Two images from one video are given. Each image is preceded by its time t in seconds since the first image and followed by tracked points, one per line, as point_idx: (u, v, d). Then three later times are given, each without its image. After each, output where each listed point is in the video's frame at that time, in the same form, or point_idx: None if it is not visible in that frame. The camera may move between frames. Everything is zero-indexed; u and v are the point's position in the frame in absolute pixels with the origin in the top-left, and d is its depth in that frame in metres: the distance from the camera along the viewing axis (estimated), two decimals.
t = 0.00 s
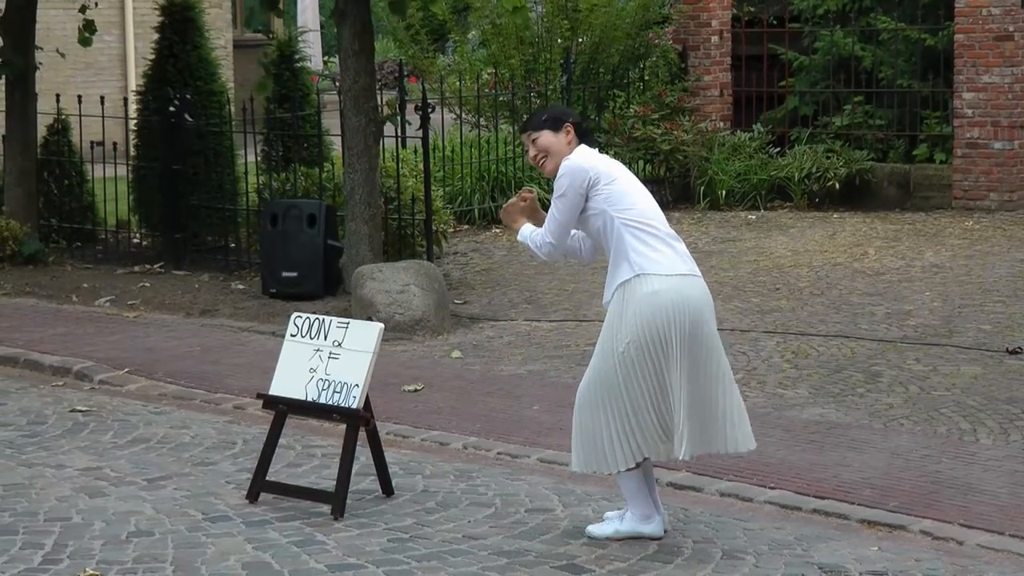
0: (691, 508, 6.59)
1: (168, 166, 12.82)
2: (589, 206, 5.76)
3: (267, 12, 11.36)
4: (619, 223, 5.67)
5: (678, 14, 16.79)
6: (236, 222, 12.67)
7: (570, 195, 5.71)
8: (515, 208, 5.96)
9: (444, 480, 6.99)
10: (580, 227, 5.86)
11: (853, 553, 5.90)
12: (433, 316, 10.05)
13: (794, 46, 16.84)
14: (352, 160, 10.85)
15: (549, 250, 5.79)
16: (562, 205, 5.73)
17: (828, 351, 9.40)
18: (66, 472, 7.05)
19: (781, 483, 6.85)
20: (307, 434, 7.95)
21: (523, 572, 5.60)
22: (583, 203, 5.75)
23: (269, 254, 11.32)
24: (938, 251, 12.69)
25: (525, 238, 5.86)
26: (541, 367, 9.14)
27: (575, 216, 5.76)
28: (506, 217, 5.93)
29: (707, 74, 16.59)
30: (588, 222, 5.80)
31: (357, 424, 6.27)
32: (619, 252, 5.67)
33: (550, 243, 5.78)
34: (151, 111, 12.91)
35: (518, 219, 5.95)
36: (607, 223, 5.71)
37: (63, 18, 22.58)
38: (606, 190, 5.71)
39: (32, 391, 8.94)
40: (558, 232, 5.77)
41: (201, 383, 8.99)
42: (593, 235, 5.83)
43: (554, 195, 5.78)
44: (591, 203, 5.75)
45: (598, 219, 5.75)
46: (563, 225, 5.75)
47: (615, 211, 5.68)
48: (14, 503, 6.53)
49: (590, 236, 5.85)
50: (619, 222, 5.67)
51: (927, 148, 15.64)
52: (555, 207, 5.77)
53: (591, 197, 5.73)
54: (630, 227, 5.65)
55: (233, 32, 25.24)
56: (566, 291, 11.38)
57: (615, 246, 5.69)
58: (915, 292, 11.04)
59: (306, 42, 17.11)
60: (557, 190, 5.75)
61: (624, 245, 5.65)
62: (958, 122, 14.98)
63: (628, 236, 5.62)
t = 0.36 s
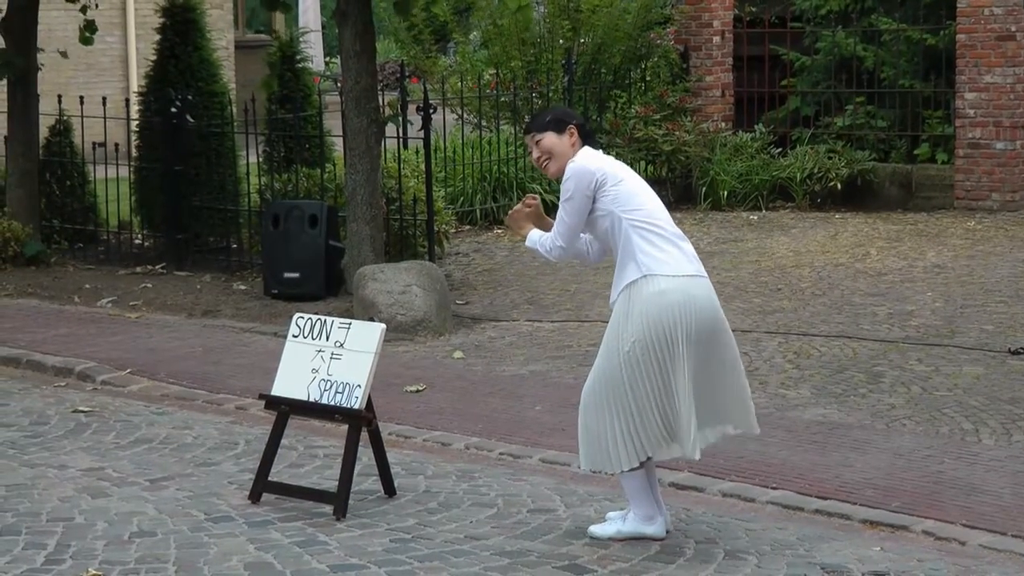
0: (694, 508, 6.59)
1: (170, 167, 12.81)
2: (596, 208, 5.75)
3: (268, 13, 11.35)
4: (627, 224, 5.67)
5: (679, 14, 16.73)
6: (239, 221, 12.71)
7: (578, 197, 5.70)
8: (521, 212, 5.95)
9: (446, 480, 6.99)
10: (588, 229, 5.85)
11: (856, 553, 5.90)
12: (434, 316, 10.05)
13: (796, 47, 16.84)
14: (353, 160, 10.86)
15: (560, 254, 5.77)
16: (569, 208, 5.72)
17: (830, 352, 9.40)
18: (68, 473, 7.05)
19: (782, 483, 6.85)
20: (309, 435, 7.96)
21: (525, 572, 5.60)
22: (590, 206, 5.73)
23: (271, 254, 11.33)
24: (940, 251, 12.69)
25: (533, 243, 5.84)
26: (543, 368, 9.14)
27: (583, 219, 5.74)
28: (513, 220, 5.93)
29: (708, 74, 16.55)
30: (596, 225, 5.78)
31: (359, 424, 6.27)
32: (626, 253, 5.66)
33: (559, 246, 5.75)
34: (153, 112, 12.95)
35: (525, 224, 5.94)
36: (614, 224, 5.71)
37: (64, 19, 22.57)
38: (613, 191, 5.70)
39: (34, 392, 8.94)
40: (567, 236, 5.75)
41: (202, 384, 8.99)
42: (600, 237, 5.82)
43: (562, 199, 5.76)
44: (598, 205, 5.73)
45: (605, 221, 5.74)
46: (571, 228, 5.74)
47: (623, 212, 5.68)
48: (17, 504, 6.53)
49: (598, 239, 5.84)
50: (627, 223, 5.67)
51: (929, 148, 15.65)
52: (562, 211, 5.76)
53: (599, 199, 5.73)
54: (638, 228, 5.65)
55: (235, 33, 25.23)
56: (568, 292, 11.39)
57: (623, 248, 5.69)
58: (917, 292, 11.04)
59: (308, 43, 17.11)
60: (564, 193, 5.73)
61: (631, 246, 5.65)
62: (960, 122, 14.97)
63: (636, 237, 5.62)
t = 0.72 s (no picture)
0: (697, 509, 6.58)
1: (173, 167, 12.79)
2: (627, 198, 5.72)
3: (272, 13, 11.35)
4: (663, 212, 5.70)
5: (683, 14, 16.70)
6: (242, 221, 12.72)
7: (616, 186, 5.65)
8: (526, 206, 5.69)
9: (450, 480, 6.99)
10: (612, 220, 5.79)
11: (859, 554, 5.89)
12: (438, 316, 10.05)
13: (800, 47, 16.85)
14: (357, 160, 10.86)
15: (593, 244, 5.68)
16: (607, 197, 5.65)
17: (833, 352, 9.40)
18: (71, 473, 7.05)
19: (786, 483, 6.85)
20: (312, 435, 7.95)
21: (529, 572, 5.60)
22: (625, 195, 5.70)
23: (275, 254, 11.33)
24: (944, 252, 12.68)
25: (554, 236, 5.70)
26: (547, 368, 9.14)
27: (618, 208, 5.70)
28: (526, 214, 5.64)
29: (712, 75, 16.55)
30: (626, 216, 5.75)
31: (362, 424, 6.27)
32: (663, 241, 5.69)
33: (595, 236, 5.67)
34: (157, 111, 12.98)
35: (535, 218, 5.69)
36: (648, 212, 5.71)
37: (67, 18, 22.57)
38: (647, 181, 5.72)
39: (37, 391, 8.95)
40: (602, 225, 5.68)
41: (206, 384, 8.99)
42: (625, 228, 5.78)
43: (595, 188, 5.68)
44: (632, 194, 5.71)
45: (638, 210, 5.72)
46: (609, 216, 5.67)
47: (660, 201, 5.70)
48: (20, 503, 6.53)
49: (623, 230, 5.79)
50: (664, 211, 5.70)
51: (933, 148, 15.66)
52: (596, 200, 5.68)
53: (632, 188, 5.71)
54: (675, 215, 5.70)
55: (238, 33, 25.23)
56: (571, 292, 11.39)
57: (659, 237, 5.70)
58: (921, 293, 11.04)
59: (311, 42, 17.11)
60: (599, 183, 5.67)
61: (670, 233, 5.68)
62: (963, 122, 14.96)
63: (676, 225, 5.67)
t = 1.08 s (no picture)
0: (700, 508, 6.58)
1: (177, 168, 12.85)
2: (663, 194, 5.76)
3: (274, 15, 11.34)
4: (698, 207, 5.79)
5: (685, 14, 16.68)
6: (245, 222, 12.72)
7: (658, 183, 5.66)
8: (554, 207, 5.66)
9: (453, 481, 6.98)
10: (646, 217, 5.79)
11: (862, 553, 5.89)
12: (441, 317, 10.05)
13: (802, 47, 16.84)
14: (360, 161, 10.86)
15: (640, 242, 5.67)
16: (649, 195, 5.65)
17: (837, 352, 9.39)
18: (74, 474, 7.05)
19: (789, 483, 6.84)
20: (315, 435, 7.95)
21: (533, 572, 5.59)
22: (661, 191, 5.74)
23: (278, 255, 11.32)
24: (947, 251, 12.66)
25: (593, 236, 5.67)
26: (550, 368, 9.13)
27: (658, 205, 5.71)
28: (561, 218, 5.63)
29: (714, 75, 16.54)
30: (663, 212, 5.77)
31: (365, 425, 6.28)
32: (701, 237, 5.79)
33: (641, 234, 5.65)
34: (160, 113, 13.03)
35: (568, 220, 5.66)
36: (683, 208, 5.78)
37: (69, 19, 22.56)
38: (679, 177, 5.79)
39: (40, 393, 8.95)
40: (648, 223, 5.67)
41: (209, 385, 9.00)
42: (659, 224, 5.80)
43: (635, 185, 5.67)
44: (667, 190, 5.76)
45: (673, 206, 5.77)
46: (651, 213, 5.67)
47: (694, 197, 5.79)
48: (24, 505, 6.53)
49: (656, 226, 5.81)
50: (699, 207, 5.79)
51: (935, 148, 15.65)
52: (636, 198, 5.67)
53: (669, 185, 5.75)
54: (708, 211, 5.82)
55: (240, 34, 25.24)
56: (574, 292, 11.38)
57: (698, 232, 5.78)
58: (923, 292, 11.03)
59: (313, 44, 17.11)
60: (640, 181, 5.66)
61: (709, 228, 5.79)
62: (966, 121, 14.94)
63: (713, 220, 5.79)
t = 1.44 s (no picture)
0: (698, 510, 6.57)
1: (174, 169, 12.81)
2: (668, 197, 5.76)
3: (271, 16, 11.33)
4: (703, 211, 5.78)
5: (683, 15, 16.66)
6: (243, 224, 12.70)
7: (661, 185, 5.66)
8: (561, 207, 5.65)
9: (451, 482, 6.98)
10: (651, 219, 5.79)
11: (860, 553, 5.89)
12: (440, 318, 10.05)
13: (800, 48, 16.84)
14: (358, 162, 10.86)
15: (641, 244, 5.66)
16: (652, 197, 5.65)
17: (835, 352, 9.39)
18: (73, 476, 7.04)
19: (788, 484, 6.84)
20: (314, 437, 7.95)
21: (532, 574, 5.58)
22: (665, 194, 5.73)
23: (277, 257, 11.31)
24: (945, 252, 12.67)
25: (595, 236, 5.65)
26: (549, 369, 9.13)
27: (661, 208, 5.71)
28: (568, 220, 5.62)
29: (712, 76, 16.54)
30: (667, 215, 5.77)
31: (364, 426, 6.28)
32: (706, 241, 5.79)
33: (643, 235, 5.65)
34: (158, 115, 13.05)
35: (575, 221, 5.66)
36: (688, 212, 5.77)
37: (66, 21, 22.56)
38: (684, 181, 5.79)
39: (38, 395, 8.94)
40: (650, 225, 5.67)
41: (207, 387, 8.99)
42: (663, 228, 5.80)
43: (639, 187, 5.67)
44: (671, 194, 5.75)
45: (677, 210, 5.77)
46: (654, 216, 5.67)
47: (699, 201, 5.79)
48: (22, 507, 6.52)
49: (659, 229, 5.81)
50: (704, 211, 5.79)
51: (933, 148, 15.65)
52: (639, 200, 5.66)
53: (675, 188, 5.75)
54: (714, 215, 5.81)
55: (238, 36, 25.24)
56: (572, 293, 11.38)
57: (703, 236, 5.78)
58: (922, 292, 11.03)
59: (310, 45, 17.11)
60: (644, 183, 5.66)
61: (714, 233, 5.78)
62: (963, 122, 14.95)
63: (719, 224, 5.79)
